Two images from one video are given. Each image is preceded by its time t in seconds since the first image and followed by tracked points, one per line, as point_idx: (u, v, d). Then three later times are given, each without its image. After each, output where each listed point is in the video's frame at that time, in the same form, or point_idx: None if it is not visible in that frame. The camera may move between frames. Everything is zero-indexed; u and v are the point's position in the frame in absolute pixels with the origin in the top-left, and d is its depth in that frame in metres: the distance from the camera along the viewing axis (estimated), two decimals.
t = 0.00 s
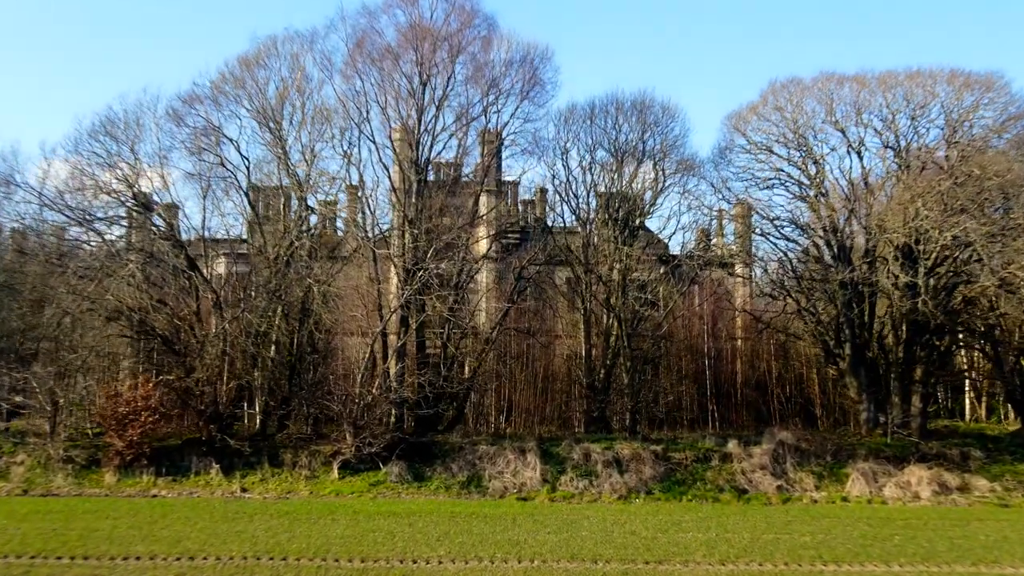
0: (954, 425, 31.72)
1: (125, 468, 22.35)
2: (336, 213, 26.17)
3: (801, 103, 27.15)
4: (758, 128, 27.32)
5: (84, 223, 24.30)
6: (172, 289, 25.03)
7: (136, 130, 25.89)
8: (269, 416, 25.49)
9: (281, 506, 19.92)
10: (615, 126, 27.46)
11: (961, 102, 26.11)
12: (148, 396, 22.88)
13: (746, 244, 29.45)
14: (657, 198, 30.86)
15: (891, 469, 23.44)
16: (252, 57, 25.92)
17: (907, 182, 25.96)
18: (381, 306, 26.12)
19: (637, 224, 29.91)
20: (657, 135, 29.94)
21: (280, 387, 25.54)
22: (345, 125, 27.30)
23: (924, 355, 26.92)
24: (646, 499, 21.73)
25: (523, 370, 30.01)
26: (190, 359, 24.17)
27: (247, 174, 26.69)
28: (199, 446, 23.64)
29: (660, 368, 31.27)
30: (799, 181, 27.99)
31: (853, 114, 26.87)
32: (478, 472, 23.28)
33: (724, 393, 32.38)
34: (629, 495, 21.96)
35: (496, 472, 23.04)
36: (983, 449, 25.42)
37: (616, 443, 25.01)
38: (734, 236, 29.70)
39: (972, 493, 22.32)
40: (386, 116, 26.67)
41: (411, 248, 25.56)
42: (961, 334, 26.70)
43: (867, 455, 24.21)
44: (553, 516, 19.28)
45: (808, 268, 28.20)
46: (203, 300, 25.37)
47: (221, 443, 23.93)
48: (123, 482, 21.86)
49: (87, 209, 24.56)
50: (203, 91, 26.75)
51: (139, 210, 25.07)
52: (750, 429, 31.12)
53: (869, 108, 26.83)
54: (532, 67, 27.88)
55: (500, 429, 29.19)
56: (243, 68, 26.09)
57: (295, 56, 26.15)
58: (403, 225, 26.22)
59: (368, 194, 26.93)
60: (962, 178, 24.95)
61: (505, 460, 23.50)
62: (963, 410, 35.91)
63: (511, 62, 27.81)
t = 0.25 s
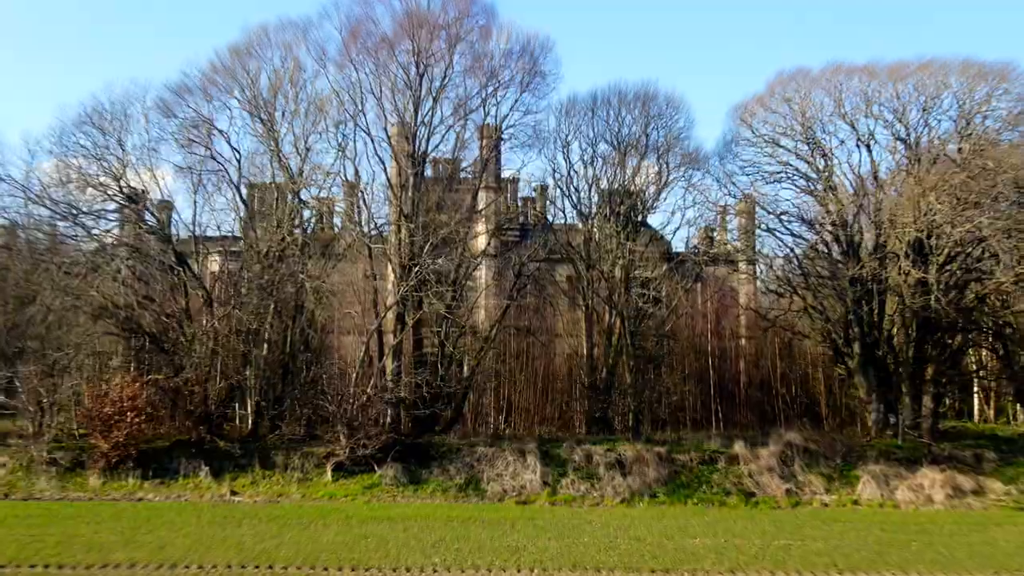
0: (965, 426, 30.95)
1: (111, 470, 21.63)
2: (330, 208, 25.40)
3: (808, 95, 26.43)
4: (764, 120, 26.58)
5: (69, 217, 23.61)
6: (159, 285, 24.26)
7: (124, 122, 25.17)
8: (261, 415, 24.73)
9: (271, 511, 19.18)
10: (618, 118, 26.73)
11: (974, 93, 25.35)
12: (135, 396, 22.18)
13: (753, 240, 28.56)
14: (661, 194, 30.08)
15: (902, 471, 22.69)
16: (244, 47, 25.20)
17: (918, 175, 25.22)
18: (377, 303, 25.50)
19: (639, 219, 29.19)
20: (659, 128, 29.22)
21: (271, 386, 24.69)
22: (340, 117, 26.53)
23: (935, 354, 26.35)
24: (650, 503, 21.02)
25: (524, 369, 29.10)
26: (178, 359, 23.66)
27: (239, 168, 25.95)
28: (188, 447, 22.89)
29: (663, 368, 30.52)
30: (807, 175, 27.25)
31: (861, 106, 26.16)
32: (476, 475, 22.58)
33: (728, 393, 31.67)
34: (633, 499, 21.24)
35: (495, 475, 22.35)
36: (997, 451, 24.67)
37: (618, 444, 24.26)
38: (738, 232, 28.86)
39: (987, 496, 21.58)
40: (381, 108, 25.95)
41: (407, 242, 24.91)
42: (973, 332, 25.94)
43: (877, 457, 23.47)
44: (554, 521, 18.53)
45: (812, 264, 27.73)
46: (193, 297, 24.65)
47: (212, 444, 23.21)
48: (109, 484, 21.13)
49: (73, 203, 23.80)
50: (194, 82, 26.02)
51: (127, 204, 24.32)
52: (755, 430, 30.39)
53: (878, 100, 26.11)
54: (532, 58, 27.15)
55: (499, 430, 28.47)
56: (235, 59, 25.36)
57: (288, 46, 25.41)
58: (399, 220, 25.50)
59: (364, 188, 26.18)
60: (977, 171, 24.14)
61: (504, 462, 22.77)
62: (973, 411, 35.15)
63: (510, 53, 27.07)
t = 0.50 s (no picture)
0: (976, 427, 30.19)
1: (97, 472, 20.86)
2: (324, 203, 24.56)
3: (817, 86, 25.68)
4: (772, 112, 25.82)
5: (56, 211, 22.77)
6: (147, 279, 23.39)
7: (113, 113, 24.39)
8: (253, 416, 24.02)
9: (261, 515, 18.42)
10: (621, 110, 25.96)
11: (988, 84, 24.59)
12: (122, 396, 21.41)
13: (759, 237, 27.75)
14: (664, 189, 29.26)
15: (915, 474, 21.93)
16: (237, 36, 24.44)
17: (930, 168, 24.46)
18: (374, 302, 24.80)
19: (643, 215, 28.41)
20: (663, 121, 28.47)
21: (265, 385, 23.97)
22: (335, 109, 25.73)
23: (947, 353, 25.92)
24: (655, 507, 20.30)
25: (524, 368, 28.35)
26: (166, 358, 22.83)
27: (231, 161, 25.16)
28: (177, 449, 22.19)
29: (667, 367, 29.76)
30: (815, 169, 26.50)
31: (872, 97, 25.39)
32: (474, 478, 21.85)
33: (734, 393, 30.94)
34: (637, 503, 20.51)
35: (494, 479, 21.62)
36: (1012, 452, 23.91)
37: (621, 446, 23.50)
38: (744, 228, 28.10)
39: (1004, 500, 20.82)
40: (377, 99, 25.17)
41: (402, 237, 24.32)
42: (987, 331, 25.18)
43: (889, 459, 22.73)
44: (555, 526, 17.77)
45: (824, 261, 26.66)
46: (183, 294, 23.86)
47: (201, 446, 22.47)
48: (94, 488, 20.39)
49: (57, 196, 22.98)
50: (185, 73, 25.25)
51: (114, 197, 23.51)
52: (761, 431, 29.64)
53: (888, 91, 25.35)
54: (533, 48, 26.39)
55: (499, 431, 27.73)
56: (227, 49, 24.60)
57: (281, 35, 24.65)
58: (396, 215, 24.77)
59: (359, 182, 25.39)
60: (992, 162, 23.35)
61: (504, 464, 22.01)
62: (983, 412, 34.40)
63: (510, 43, 26.31)
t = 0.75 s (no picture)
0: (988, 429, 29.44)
1: (82, 475, 20.13)
2: (318, 197, 23.82)
3: (826, 77, 24.95)
4: (779, 103, 25.07)
5: (41, 205, 21.96)
6: (135, 276, 22.64)
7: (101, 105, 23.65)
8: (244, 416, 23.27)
9: (251, 521, 17.66)
10: (625, 101, 25.22)
11: (1003, 75, 23.85)
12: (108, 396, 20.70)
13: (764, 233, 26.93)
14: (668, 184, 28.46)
15: (930, 477, 21.18)
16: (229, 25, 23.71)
17: (943, 161, 23.70)
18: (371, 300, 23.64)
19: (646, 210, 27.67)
20: (667, 115, 27.74)
21: (256, 386, 23.23)
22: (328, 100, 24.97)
23: (960, 352, 25.14)
24: (660, 512, 19.56)
25: (525, 368, 27.56)
26: (154, 359, 22.14)
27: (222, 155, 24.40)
28: (165, 451, 21.44)
29: (671, 367, 29.01)
30: (824, 164, 25.74)
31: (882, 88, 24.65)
32: (473, 481, 21.09)
33: (739, 393, 30.16)
34: (641, 507, 19.75)
35: (494, 482, 20.86)
36: None
37: (625, 448, 22.76)
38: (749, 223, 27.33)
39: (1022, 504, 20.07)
40: (373, 90, 24.43)
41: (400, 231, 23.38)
42: (1002, 329, 24.42)
43: (901, 462, 21.98)
44: (558, 532, 17.02)
45: (833, 258, 25.89)
46: (172, 291, 23.11)
47: (190, 448, 21.73)
48: (79, 492, 19.63)
49: (42, 190, 22.22)
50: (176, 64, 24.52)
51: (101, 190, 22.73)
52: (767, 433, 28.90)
53: (899, 82, 24.60)
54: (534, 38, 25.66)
55: (498, 432, 26.99)
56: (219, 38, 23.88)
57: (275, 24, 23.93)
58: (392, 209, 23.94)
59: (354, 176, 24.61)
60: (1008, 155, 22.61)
61: (504, 467, 21.27)
62: (993, 413, 33.66)
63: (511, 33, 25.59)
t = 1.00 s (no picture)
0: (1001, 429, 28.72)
1: (66, 477, 19.41)
2: (313, 190, 23.14)
3: (834, 66, 24.27)
4: (786, 93, 24.39)
5: (26, 197, 21.21)
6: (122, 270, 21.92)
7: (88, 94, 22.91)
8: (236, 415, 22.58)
9: (241, 524, 16.96)
10: (627, 91, 24.51)
11: (1017, 63, 23.12)
12: (95, 395, 20.00)
13: (771, 228, 26.23)
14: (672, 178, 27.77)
15: (945, 479, 20.47)
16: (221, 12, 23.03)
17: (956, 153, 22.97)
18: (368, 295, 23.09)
19: (651, 205, 26.94)
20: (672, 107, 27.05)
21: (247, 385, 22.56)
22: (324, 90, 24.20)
23: (974, 350, 24.41)
24: (666, 515, 18.85)
25: (525, 366, 26.96)
26: (142, 356, 21.35)
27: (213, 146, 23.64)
28: (154, 450, 20.75)
29: (676, 365, 28.32)
30: (832, 156, 25.05)
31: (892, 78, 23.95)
32: (472, 483, 20.39)
33: (745, 393, 29.46)
34: (647, 511, 19.05)
35: (494, 484, 20.15)
36: None
37: (630, 448, 22.06)
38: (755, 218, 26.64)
39: None
40: (369, 80, 23.75)
41: (396, 223, 22.60)
42: (1017, 326, 23.70)
43: (914, 462, 21.26)
44: (560, 536, 16.32)
45: (841, 253, 25.26)
46: (162, 287, 22.39)
47: (180, 448, 21.03)
48: (63, 494, 18.93)
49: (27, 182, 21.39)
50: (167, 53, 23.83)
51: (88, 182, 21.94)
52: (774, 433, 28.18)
53: (910, 72, 23.90)
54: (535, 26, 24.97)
55: (498, 432, 26.30)
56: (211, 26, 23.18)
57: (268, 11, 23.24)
58: (390, 201, 23.23)
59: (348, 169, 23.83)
60: None
61: (504, 469, 20.57)
62: (1004, 413, 32.92)
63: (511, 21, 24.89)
